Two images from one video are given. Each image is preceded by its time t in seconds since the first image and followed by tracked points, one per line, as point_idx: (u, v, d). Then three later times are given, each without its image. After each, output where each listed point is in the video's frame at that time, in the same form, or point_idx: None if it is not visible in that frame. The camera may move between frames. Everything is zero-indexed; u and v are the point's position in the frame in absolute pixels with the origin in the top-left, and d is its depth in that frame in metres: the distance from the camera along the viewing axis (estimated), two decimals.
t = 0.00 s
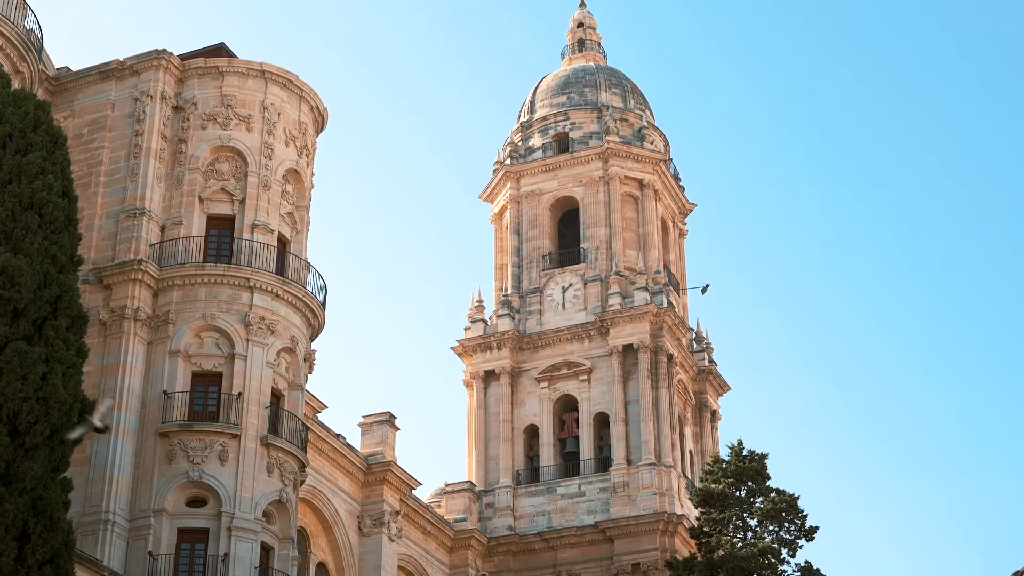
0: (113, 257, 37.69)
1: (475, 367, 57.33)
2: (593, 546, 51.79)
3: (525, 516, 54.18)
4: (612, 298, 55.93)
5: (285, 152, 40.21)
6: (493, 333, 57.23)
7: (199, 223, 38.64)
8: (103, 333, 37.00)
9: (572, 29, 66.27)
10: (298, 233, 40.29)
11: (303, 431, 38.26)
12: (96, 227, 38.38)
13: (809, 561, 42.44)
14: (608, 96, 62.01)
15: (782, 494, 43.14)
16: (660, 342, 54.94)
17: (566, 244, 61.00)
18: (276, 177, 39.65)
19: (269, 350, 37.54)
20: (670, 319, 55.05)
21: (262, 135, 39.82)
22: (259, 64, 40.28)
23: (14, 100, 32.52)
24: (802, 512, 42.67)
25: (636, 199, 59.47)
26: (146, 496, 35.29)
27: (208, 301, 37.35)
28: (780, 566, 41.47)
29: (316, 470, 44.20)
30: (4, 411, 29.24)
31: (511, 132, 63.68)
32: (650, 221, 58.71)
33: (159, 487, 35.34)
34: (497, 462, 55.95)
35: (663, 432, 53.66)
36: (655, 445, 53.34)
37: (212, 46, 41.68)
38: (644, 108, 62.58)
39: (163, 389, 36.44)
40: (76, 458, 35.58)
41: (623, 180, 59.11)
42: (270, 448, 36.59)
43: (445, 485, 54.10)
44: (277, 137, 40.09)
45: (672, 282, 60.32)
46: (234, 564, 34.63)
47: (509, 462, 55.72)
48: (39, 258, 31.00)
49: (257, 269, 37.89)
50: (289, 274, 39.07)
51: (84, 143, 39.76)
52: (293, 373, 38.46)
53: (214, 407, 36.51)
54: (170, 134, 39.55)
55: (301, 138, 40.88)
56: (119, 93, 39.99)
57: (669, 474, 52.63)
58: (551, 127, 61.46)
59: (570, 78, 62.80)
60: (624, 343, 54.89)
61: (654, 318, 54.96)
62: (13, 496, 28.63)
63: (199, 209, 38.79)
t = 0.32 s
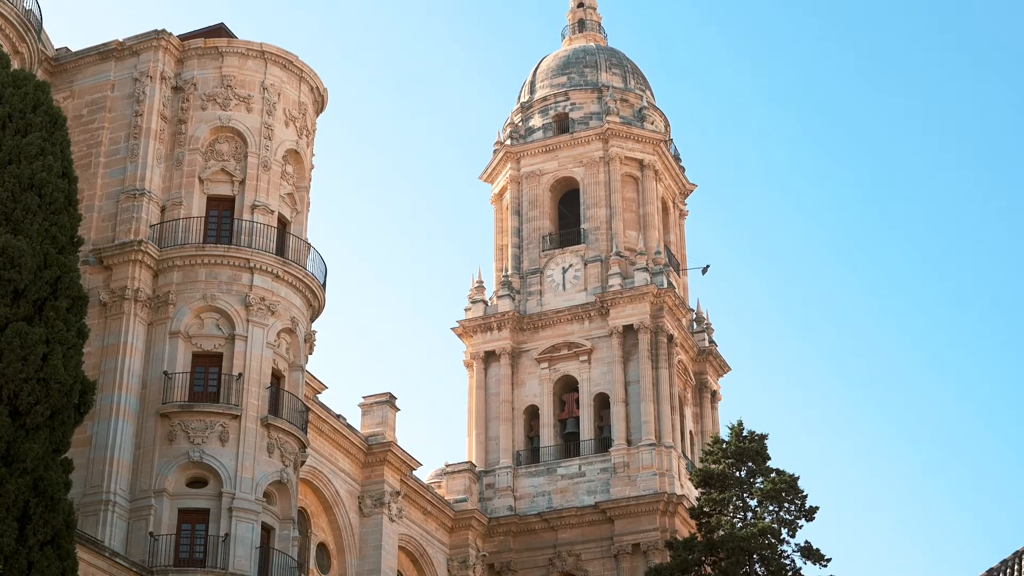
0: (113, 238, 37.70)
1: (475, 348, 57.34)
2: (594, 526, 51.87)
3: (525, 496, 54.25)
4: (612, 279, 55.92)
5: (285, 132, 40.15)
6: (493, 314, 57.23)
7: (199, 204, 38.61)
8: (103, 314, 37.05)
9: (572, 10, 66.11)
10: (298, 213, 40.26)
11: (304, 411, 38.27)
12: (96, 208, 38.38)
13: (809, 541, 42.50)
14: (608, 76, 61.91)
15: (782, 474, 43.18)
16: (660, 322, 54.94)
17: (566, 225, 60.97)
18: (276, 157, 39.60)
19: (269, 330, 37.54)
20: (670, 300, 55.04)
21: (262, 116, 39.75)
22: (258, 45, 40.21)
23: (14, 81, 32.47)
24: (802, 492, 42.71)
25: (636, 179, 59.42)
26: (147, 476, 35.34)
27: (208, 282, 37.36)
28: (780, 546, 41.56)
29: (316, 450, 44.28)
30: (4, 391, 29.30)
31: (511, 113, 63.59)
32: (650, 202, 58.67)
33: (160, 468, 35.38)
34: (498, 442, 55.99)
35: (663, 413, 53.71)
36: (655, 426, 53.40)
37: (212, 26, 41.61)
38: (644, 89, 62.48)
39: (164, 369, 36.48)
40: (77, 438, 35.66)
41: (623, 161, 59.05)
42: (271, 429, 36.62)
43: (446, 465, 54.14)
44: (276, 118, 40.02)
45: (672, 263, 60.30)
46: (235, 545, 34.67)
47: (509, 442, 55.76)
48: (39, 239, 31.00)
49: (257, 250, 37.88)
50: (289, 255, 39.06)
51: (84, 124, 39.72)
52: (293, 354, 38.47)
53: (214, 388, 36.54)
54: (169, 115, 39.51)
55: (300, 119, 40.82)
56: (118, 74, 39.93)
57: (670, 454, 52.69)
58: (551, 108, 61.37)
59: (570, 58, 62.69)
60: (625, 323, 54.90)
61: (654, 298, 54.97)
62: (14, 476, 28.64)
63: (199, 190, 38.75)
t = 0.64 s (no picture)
0: (113, 219, 37.68)
1: (475, 329, 57.33)
2: (594, 507, 51.94)
3: (525, 477, 54.29)
4: (612, 260, 55.91)
5: (284, 114, 40.10)
6: (493, 295, 57.21)
7: (199, 185, 38.57)
8: (103, 295, 37.07)
9: None
10: (298, 194, 40.22)
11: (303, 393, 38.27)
12: (96, 189, 38.37)
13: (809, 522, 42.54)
14: (608, 57, 61.79)
15: (782, 455, 43.19)
16: (660, 303, 54.95)
17: (566, 206, 60.91)
18: (276, 138, 39.54)
19: (269, 312, 37.53)
20: (670, 281, 55.04)
21: (262, 97, 39.68)
22: (258, 25, 40.12)
23: (13, 62, 32.41)
24: (802, 473, 42.74)
25: (636, 160, 59.36)
26: (147, 458, 35.36)
27: (208, 263, 37.33)
28: (780, 527, 41.62)
29: (316, 432, 44.32)
30: (4, 373, 29.32)
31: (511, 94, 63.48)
32: (650, 183, 58.62)
33: (160, 449, 35.41)
34: (498, 423, 56.01)
35: (663, 394, 53.75)
36: (655, 407, 53.45)
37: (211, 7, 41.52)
38: (644, 70, 62.38)
39: (164, 350, 36.50)
40: (78, 419, 35.71)
41: (623, 142, 58.98)
42: (271, 410, 36.64)
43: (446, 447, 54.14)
44: (276, 99, 39.96)
45: (672, 244, 60.28)
46: (236, 526, 34.70)
47: (509, 424, 55.79)
48: (39, 221, 30.99)
49: (257, 232, 37.85)
50: (289, 236, 39.03)
51: (84, 105, 39.67)
52: (293, 335, 38.47)
53: (214, 369, 36.54)
54: (169, 96, 39.46)
55: (300, 100, 40.75)
56: (118, 55, 39.86)
57: (669, 436, 52.74)
58: (551, 89, 61.28)
59: (570, 39, 62.58)
60: (625, 305, 54.90)
61: (654, 280, 54.97)
62: (15, 458, 28.64)
63: (198, 171, 38.71)
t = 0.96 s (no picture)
0: (113, 200, 37.66)
1: (475, 310, 57.34)
2: (593, 487, 52.00)
3: (525, 458, 54.34)
4: (612, 241, 55.90)
5: (284, 94, 40.04)
6: (493, 276, 57.20)
7: (199, 165, 38.53)
8: (104, 276, 37.10)
9: None
10: (298, 176, 40.19)
11: (303, 373, 38.29)
12: (95, 170, 38.34)
13: (808, 502, 42.58)
14: (608, 38, 61.69)
15: (781, 436, 43.21)
16: (660, 284, 54.96)
17: (566, 187, 60.87)
18: (275, 119, 39.48)
19: (269, 293, 37.53)
20: (670, 262, 55.04)
21: (262, 77, 39.61)
22: (257, 6, 40.03)
23: (12, 43, 32.36)
24: (802, 454, 42.78)
25: (636, 141, 59.30)
26: (148, 438, 35.40)
27: (208, 244, 37.32)
28: (780, 508, 41.63)
29: (317, 412, 44.37)
30: (4, 353, 29.34)
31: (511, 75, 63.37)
32: (650, 163, 58.57)
33: (161, 430, 35.44)
34: (498, 404, 56.05)
35: (663, 375, 53.79)
36: (655, 387, 53.51)
37: None
38: (644, 50, 62.26)
39: (164, 331, 36.52)
40: (79, 400, 35.77)
41: (623, 123, 58.91)
42: (271, 390, 36.66)
43: (446, 427, 54.18)
44: (276, 79, 39.90)
45: (672, 225, 60.26)
46: (236, 507, 34.74)
47: (509, 404, 55.84)
48: (39, 202, 30.98)
49: (257, 213, 37.82)
50: (289, 217, 39.01)
51: (83, 85, 39.62)
52: (294, 316, 38.47)
53: (214, 350, 36.56)
54: (168, 76, 39.40)
55: (300, 81, 40.69)
56: (117, 35, 39.80)
57: (669, 416, 52.79)
58: (551, 69, 61.19)
59: (570, 20, 62.45)
60: (625, 285, 54.91)
61: (654, 261, 54.99)
62: (15, 439, 28.66)
63: (198, 151, 38.66)
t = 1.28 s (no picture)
0: (112, 180, 37.63)
1: (475, 291, 57.33)
2: (594, 468, 52.06)
3: (526, 438, 54.37)
4: (612, 221, 55.89)
5: (284, 74, 39.98)
6: (493, 256, 57.18)
7: (198, 146, 38.47)
8: (104, 257, 37.09)
9: None
10: (298, 156, 40.15)
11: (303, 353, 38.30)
12: (95, 150, 38.30)
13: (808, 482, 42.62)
14: (608, 17, 61.55)
15: (781, 416, 43.25)
16: (660, 265, 54.96)
17: (566, 167, 60.83)
18: (275, 99, 39.42)
19: (269, 273, 37.52)
20: (670, 242, 55.04)
21: (261, 57, 39.53)
22: None
23: (11, 23, 32.30)
24: (802, 434, 42.84)
25: (636, 121, 59.22)
26: (148, 419, 35.42)
27: (208, 225, 37.29)
28: (780, 488, 41.70)
29: (317, 392, 44.41)
30: (4, 334, 29.34)
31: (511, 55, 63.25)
32: (650, 144, 58.49)
33: (161, 411, 35.46)
34: (498, 384, 56.08)
35: (663, 355, 53.84)
36: (655, 368, 53.55)
37: None
38: (644, 30, 62.14)
39: (164, 312, 36.51)
40: (79, 380, 35.80)
41: (623, 103, 58.82)
42: (272, 370, 36.68)
43: (446, 408, 54.20)
44: (275, 59, 39.83)
45: (672, 205, 60.23)
46: (236, 487, 34.78)
47: (509, 385, 55.87)
48: (38, 181, 30.96)
49: (257, 193, 37.80)
50: (289, 197, 38.99)
51: (82, 65, 39.56)
52: (294, 297, 38.47)
53: (214, 331, 36.56)
54: (167, 56, 39.33)
55: (299, 61, 40.62)
56: (116, 15, 39.71)
57: (669, 396, 52.83)
58: (551, 49, 61.08)
59: None
60: (625, 266, 54.91)
61: (654, 241, 54.99)
62: (15, 419, 28.68)
63: (197, 132, 38.60)
